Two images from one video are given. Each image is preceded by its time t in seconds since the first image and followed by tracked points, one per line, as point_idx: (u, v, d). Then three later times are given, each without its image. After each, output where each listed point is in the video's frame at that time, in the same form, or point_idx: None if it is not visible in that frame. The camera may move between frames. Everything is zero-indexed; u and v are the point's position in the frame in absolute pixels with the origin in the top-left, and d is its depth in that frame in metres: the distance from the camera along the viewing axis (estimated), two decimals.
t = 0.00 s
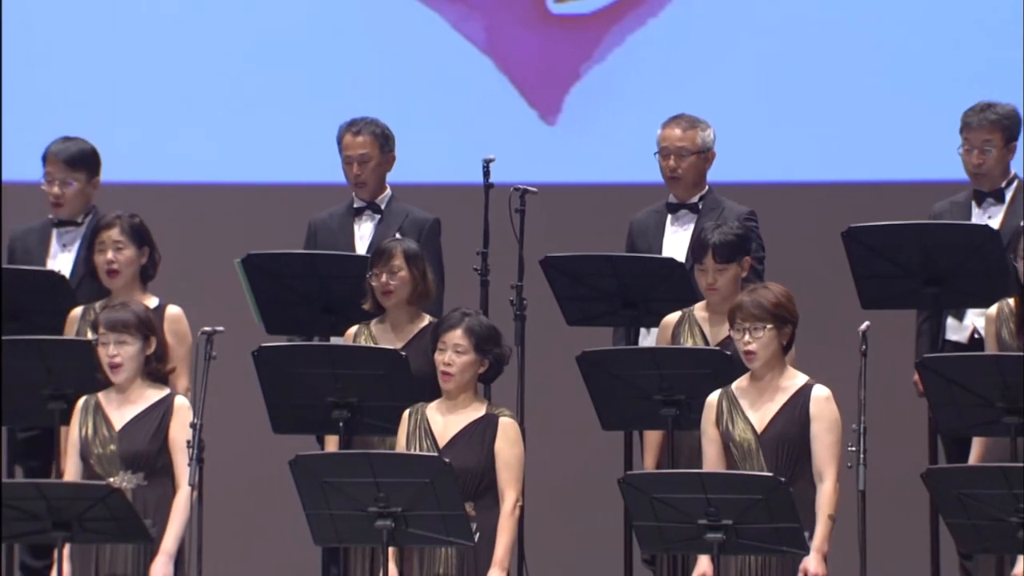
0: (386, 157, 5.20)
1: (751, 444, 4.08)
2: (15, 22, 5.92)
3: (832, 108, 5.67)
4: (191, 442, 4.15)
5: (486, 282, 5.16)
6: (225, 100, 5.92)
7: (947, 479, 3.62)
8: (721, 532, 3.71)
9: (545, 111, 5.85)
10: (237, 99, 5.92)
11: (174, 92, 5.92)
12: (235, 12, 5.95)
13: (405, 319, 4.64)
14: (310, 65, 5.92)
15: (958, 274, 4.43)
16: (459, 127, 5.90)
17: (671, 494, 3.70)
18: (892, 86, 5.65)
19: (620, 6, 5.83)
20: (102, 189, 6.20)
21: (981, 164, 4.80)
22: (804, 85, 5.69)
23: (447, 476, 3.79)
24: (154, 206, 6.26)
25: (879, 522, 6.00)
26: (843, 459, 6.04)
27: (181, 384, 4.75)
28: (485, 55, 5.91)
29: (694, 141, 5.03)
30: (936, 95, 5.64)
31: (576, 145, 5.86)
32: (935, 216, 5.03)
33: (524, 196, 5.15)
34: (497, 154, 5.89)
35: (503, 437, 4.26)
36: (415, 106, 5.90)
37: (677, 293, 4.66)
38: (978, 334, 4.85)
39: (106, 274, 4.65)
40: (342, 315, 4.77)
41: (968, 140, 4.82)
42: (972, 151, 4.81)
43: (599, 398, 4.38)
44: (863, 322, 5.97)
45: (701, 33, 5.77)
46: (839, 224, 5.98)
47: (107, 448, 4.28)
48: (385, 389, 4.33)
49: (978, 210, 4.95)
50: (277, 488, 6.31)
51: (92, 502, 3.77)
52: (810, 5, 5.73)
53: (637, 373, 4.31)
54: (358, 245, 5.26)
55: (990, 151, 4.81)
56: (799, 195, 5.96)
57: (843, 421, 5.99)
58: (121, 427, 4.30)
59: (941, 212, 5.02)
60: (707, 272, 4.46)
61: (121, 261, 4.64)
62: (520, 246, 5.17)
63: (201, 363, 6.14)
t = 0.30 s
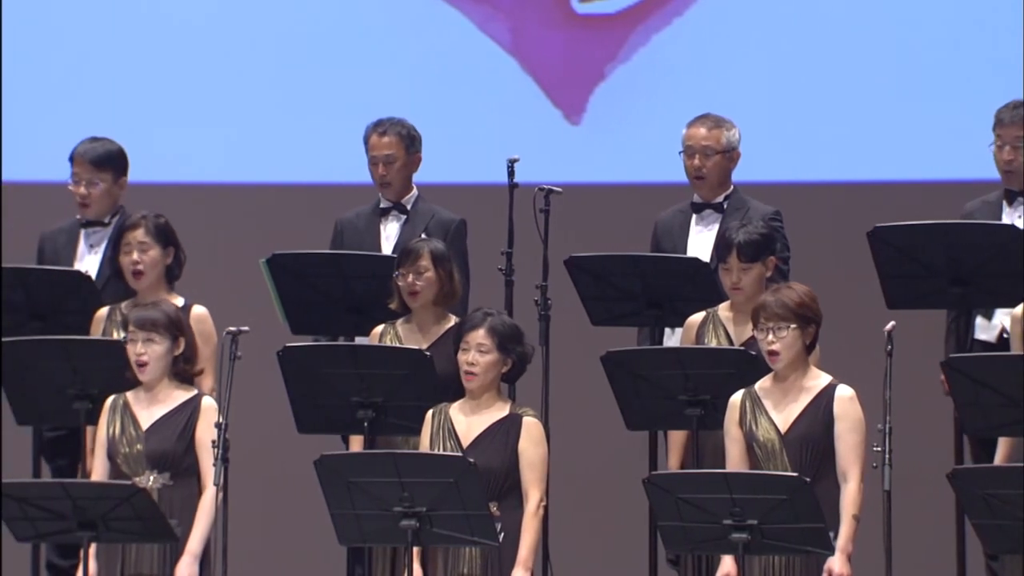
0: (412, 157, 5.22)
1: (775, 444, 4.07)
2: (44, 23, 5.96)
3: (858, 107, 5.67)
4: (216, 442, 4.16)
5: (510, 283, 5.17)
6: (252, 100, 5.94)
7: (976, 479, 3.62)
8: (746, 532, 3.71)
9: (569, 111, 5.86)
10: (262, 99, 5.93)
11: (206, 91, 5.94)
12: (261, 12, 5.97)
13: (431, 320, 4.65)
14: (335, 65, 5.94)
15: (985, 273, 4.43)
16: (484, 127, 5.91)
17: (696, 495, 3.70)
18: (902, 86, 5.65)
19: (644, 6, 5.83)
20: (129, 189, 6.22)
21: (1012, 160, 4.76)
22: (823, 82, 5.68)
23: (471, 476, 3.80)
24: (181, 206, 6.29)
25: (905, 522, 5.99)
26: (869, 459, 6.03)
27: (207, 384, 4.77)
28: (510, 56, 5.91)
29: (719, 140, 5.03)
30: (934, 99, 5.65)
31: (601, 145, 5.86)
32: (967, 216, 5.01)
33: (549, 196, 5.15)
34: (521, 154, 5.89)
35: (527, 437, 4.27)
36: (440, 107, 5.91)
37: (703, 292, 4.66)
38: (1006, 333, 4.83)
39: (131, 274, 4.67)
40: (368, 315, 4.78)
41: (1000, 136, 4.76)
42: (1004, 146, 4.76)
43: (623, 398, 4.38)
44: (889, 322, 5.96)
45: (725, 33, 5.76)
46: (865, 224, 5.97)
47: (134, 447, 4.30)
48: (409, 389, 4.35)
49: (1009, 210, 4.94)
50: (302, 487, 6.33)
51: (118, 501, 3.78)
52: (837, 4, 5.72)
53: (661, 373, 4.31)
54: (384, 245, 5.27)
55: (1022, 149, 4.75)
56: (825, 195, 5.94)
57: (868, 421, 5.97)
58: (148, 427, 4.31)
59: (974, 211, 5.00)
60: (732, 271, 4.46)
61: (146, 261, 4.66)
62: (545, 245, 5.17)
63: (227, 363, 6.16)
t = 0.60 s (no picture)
0: (437, 157, 5.22)
1: (797, 444, 4.07)
2: (72, 22, 6.00)
3: (882, 106, 5.66)
4: (239, 441, 4.17)
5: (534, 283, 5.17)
6: (277, 100, 5.95)
7: (1001, 480, 3.62)
8: (770, 532, 3.71)
9: (593, 111, 5.86)
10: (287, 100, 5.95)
11: (231, 93, 5.96)
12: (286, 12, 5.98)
13: (455, 319, 4.66)
14: (360, 66, 5.95)
15: (1009, 272, 4.43)
16: (508, 126, 5.91)
17: (720, 495, 3.70)
18: (902, 87, 5.65)
19: (668, 6, 5.83)
20: (154, 189, 6.24)
21: None
22: (823, 82, 5.70)
23: (494, 476, 3.80)
24: (207, 205, 6.31)
25: (930, 523, 5.97)
26: (893, 460, 6.02)
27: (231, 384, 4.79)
28: (534, 55, 5.92)
29: (743, 140, 5.03)
30: (934, 99, 5.65)
31: (625, 145, 5.86)
32: (998, 216, 4.99)
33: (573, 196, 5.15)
34: (546, 153, 5.89)
35: (550, 437, 4.27)
36: (465, 107, 5.92)
37: (727, 292, 4.66)
38: None
39: (155, 277, 4.69)
40: (392, 315, 4.79)
41: None
42: None
43: (646, 399, 4.38)
44: (913, 322, 5.95)
45: (749, 34, 5.76)
46: (890, 224, 5.95)
47: (159, 447, 4.32)
48: (433, 389, 4.36)
49: None
50: (326, 487, 6.34)
51: (142, 501, 3.80)
52: (862, 4, 5.72)
53: (684, 373, 4.31)
54: (409, 245, 5.28)
55: None
56: (850, 194, 5.93)
57: (892, 421, 5.96)
58: (172, 426, 4.33)
59: (1004, 210, 4.98)
60: (755, 270, 4.46)
61: (169, 264, 4.68)
62: (569, 245, 5.16)
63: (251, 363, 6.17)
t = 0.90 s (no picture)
0: (461, 157, 5.23)
1: (818, 444, 4.07)
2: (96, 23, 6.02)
3: (903, 105, 5.66)
4: (261, 441, 4.18)
5: (556, 283, 5.18)
6: (300, 101, 5.96)
7: None
8: (792, 532, 3.71)
9: (614, 110, 5.86)
10: (309, 100, 5.96)
11: (252, 93, 5.98)
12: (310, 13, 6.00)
13: (475, 319, 4.66)
14: (381, 66, 5.96)
15: None
16: (529, 127, 5.91)
17: (742, 494, 3.70)
18: (896, 86, 5.66)
19: (689, 6, 5.83)
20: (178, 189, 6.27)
21: None
22: (849, 80, 5.69)
23: (516, 475, 3.81)
24: (229, 206, 6.33)
25: (953, 523, 5.96)
26: (915, 460, 6.00)
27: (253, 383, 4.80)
28: (556, 55, 5.92)
29: (764, 140, 5.02)
30: (933, 99, 5.64)
31: (647, 145, 5.86)
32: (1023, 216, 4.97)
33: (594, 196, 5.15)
34: (567, 153, 5.90)
35: (572, 438, 4.27)
36: (486, 107, 5.92)
37: (748, 291, 4.66)
38: None
39: (178, 278, 4.71)
40: (414, 314, 4.80)
41: None
42: None
43: (668, 399, 4.38)
44: (935, 322, 5.93)
45: (771, 33, 5.76)
46: (912, 223, 5.94)
47: (182, 447, 4.33)
48: (455, 389, 4.37)
49: None
50: (349, 487, 6.36)
51: (165, 501, 3.82)
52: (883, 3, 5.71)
53: (706, 373, 4.31)
54: (433, 245, 5.29)
55: None
56: (874, 195, 5.91)
57: (915, 421, 5.95)
58: (196, 426, 4.35)
59: None
60: (777, 270, 4.45)
61: (191, 265, 4.70)
62: (591, 245, 5.16)
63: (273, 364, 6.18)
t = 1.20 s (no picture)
0: (483, 157, 5.24)
1: (839, 445, 4.07)
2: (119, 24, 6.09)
3: (923, 104, 5.65)
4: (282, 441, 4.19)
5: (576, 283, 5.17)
6: (320, 101, 5.98)
7: None
8: (813, 532, 3.71)
9: (635, 110, 5.87)
10: (330, 101, 5.98)
11: (273, 94, 6.00)
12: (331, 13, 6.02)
13: (494, 319, 4.67)
14: (402, 66, 5.97)
15: None
16: (549, 126, 5.91)
17: (762, 494, 3.70)
18: (918, 85, 5.65)
19: (710, 6, 5.82)
20: (199, 188, 6.29)
21: None
22: (870, 79, 5.68)
23: (537, 475, 3.82)
24: (250, 206, 6.34)
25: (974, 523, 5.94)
26: (936, 460, 5.99)
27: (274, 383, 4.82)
28: (576, 54, 5.92)
29: (785, 140, 5.02)
30: (956, 98, 5.63)
31: (667, 145, 5.87)
32: None
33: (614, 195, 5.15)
34: (587, 153, 5.90)
35: (593, 438, 4.28)
36: (506, 106, 5.93)
37: (768, 292, 4.66)
38: None
39: (197, 273, 4.72)
40: (434, 314, 4.81)
41: None
42: None
43: (689, 399, 4.38)
44: (957, 322, 5.92)
45: (790, 33, 5.76)
46: (933, 223, 5.93)
47: (204, 446, 4.35)
48: (475, 389, 4.38)
49: None
50: (370, 486, 6.38)
51: (186, 501, 3.83)
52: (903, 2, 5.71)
53: (727, 373, 4.31)
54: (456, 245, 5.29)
55: None
56: (896, 194, 5.90)
57: (936, 421, 5.94)
58: (217, 426, 4.36)
59: None
60: (799, 271, 4.45)
61: (212, 261, 4.71)
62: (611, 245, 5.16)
63: (293, 364, 6.20)
